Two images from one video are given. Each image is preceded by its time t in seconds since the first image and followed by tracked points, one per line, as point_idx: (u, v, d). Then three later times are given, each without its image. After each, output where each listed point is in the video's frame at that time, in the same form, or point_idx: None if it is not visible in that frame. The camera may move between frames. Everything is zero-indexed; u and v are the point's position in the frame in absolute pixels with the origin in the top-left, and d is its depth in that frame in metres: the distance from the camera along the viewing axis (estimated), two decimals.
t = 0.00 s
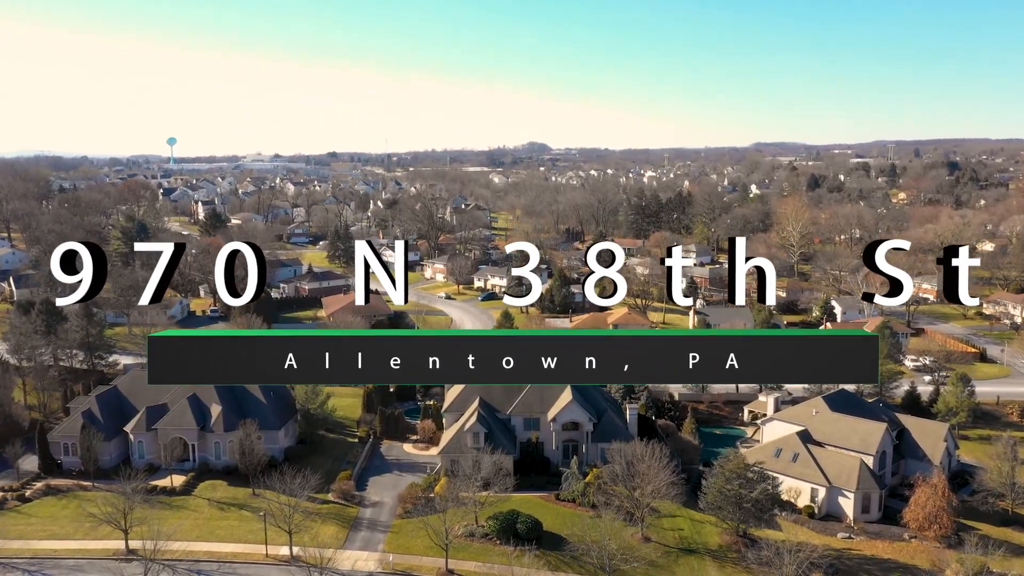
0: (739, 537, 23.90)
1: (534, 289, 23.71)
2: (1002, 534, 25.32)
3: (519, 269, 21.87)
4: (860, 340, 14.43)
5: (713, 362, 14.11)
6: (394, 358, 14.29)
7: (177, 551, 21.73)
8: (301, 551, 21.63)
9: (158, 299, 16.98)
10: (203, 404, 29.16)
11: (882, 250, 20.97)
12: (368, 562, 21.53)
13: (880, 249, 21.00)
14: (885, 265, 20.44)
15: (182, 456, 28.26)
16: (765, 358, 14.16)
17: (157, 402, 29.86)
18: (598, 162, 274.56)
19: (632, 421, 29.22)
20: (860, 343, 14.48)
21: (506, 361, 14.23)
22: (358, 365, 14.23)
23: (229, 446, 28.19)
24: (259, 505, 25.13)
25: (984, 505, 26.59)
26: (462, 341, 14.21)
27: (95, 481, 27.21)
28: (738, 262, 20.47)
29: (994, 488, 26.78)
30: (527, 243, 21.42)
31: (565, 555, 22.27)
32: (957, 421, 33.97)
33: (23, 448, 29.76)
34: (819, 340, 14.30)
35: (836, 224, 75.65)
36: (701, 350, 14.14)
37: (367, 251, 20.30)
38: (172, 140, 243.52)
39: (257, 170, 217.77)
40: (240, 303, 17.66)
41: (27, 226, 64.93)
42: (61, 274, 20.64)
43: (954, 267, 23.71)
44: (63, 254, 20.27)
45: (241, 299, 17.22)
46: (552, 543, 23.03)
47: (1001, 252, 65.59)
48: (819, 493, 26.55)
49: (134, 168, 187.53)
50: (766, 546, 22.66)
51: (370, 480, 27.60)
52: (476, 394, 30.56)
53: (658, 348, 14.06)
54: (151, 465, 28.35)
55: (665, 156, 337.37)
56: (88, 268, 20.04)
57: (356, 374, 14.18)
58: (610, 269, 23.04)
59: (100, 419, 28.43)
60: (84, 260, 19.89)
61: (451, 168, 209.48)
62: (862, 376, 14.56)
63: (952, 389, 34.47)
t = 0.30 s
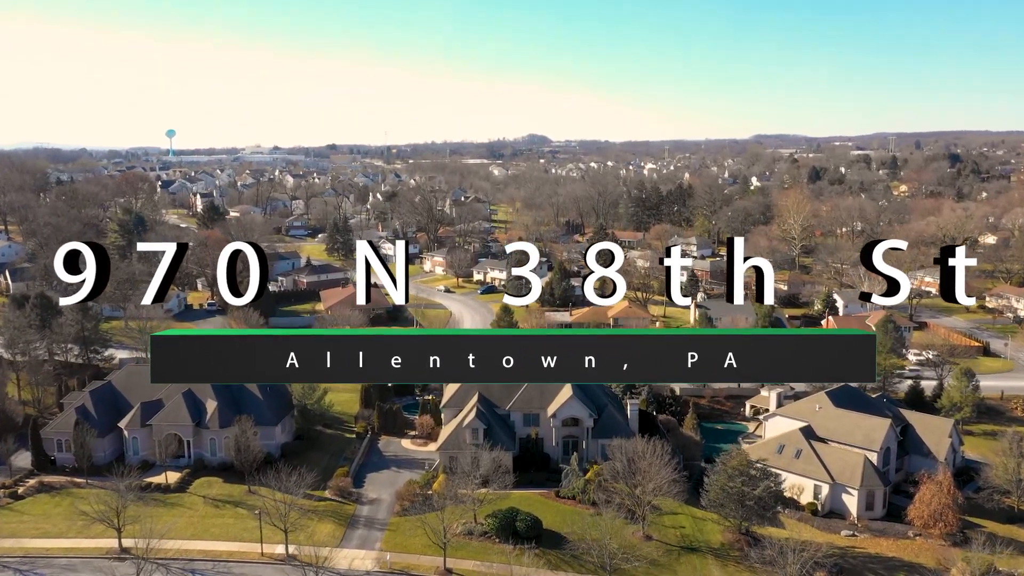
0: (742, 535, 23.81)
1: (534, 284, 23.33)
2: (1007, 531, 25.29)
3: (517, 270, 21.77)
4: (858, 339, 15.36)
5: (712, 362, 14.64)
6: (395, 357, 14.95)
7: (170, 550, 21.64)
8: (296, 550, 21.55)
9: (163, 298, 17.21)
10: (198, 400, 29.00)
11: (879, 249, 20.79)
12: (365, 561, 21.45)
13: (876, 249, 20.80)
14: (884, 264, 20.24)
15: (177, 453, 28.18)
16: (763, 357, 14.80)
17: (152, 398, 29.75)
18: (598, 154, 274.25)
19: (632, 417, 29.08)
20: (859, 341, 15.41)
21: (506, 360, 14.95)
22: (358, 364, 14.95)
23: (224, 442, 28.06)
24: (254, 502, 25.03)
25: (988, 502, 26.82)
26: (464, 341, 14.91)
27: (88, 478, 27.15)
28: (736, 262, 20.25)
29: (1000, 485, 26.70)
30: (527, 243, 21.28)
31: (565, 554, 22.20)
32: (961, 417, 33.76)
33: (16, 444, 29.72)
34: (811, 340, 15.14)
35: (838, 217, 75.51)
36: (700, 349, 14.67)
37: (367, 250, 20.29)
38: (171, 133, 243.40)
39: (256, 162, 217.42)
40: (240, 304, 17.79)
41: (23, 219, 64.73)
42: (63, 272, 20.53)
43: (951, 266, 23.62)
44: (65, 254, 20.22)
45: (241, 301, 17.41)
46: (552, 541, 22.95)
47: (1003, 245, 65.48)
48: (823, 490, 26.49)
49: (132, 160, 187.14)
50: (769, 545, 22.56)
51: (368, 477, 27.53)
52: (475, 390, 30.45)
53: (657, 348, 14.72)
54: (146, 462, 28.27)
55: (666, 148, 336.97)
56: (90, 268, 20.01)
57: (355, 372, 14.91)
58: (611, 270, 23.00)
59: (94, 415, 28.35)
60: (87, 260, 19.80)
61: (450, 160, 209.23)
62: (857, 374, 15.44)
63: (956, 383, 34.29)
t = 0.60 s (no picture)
0: (743, 533, 23.76)
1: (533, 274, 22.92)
2: (1013, 529, 25.20)
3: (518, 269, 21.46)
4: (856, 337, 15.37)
5: (711, 361, 14.86)
6: (396, 356, 14.98)
7: (165, 550, 21.59)
8: (292, 550, 21.50)
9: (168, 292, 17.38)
10: (193, 396, 28.92)
11: (877, 249, 20.60)
12: (362, 561, 21.38)
13: (874, 248, 20.60)
14: (881, 264, 20.08)
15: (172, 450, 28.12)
16: (762, 357, 14.90)
17: (148, 394, 29.67)
18: (598, 148, 274.30)
19: (633, 414, 28.99)
20: (858, 341, 15.43)
21: (506, 360, 14.95)
22: (359, 363, 14.91)
23: (220, 439, 28.00)
24: (250, 500, 24.98)
25: (994, 500, 26.76)
26: (465, 340, 14.89)
27: (82, 476, 27.07)
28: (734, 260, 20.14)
29: (1005, 482, 26.58)
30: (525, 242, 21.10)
31: (565, 553, 22.14)
32: (966, 412, 33.82)
33: (9, 441, 29.63)
34: (812, 340, 15.13)
35: (839, 211, 75.40)
36: (699, 349, 14.95)
37: (368, 251, 20.18)
38: (169, 126, 242.51)
39: (254, 155, 217.29)
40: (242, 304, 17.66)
41: (19, 212, 64.51)
42: (64, 273, 20.23)
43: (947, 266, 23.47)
44: (69, 254, 19.98)
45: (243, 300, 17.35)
46: (552, 540, 22.88)
47: (1005, 239, 65.38)
48: (826, 487, 26.39)
49: (130, 154, 187.07)
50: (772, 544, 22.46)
51: (365, 474, 27.47)
52: (474, 387, 30.38)
53: (656, 347, 14.92)
54: (140, 459, 28.19)
55: (666, 141, 336.96)
56: (93, 268, 19.72)
57: (356, 371, 14.84)
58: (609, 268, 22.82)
59: (88, 413, 28.26)
60: (90, 259, 19.57)
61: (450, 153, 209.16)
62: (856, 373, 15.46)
63: (960, 379, 34.33)
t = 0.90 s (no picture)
0: (745, 532, 23.68)
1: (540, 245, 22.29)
2: (1018, 528, 25.09)
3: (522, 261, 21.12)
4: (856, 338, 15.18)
5: (710, 361, 14.79)
6: (396, 355, 14.88)
7: (159, 549, 21.53)
8: (287, 549, 21.42)
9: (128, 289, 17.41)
10: (189, 393, 28.86)
11: (927, 238, 20.66)
12: (359, 561, 21.30)
13: (925, 239, 20.65)
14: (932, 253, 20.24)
15: (167, 447, 28.06)
16: (763, 357, 14.76)
17: (142, 391, 29.59)
18: (598, 141, 273.62)
19: (633, 411, 28.92)
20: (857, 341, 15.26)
21: (506, 359, 14.82)
22: (359, 362, 14.82)
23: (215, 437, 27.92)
24: (245, 498, 24.90)
25: (1000, 498, 26.60)
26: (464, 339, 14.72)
27: (76, 473, 27.01)
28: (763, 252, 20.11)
29: (1010, 480, 26.43)
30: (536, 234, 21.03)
31: (565, 552, 22.05)
32: (970, 408, 33.72)
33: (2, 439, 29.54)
34: (811, 339, 14.98)
35: (841, 204, 75.17)
36: (699, 349, 14.85)
37: (358, 240, 19.98)
38: (168, 118, 241.93)
39: (254, 148, 216.78)
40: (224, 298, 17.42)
41: (16, 206, 64.33)
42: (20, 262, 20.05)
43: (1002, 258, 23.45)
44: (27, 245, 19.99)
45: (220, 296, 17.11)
46: (552, 539, 22.80)
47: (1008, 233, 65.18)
48: (829, 485, 26.32)
49: (130, 146, 186.67)
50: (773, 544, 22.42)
51: (363, 472, 27.41)
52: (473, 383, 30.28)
53: (656, 347, 14.81)
54: (135, 456, 28.11)
55: (666, 134, 336.23)
56: (53, 259, 19.58)
57: (356, 370, 14.76)
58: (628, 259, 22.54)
59: (82, 410, 28.18)
60: (49, 251, 19.45)
61: (450, 146, 208.65)
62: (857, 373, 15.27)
63: (964, 375, 34.19)
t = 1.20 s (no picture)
0: (748, 532, 23.58)
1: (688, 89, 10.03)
2: None
3: (610, 148, 9.88)
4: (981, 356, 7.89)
5: (738, 388, 7.98)
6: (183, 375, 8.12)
7: (153, 550, 21.62)
8: (282, 550, 21.45)
9: None
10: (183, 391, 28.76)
11: None
12: (357, 561, 21.28)
13: None
14: None
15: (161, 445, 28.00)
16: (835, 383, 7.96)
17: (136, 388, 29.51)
18: (598, 133, 273.40)
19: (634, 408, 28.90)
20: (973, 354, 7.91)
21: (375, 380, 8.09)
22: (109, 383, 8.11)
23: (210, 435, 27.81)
24: (241, 497, 24.82)
25: (1006, 497, 26.48)
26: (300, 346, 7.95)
27: (68, 471, 26.89)
28: None
29: (1016, 479, 26.27)
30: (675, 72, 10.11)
31: (565, 553, 22.02)
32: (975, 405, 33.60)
33: None
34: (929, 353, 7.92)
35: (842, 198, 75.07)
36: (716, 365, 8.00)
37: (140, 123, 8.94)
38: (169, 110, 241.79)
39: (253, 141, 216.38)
40: None
41: (13, 200, 64.18)
42: None
43: None
44: None
45: None
46: (552, 538, 22.81)
47: (1010, 227, 65.11)
48: (832, 484, 26.31)
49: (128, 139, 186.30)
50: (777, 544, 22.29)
51: (360, 470, 27.36)
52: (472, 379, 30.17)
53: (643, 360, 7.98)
54: (128, 454, 28.00)
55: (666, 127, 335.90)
56: None
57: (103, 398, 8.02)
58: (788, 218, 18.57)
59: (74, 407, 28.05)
60: None
61: (450, 139, 208.42)
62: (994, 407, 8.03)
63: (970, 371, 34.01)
